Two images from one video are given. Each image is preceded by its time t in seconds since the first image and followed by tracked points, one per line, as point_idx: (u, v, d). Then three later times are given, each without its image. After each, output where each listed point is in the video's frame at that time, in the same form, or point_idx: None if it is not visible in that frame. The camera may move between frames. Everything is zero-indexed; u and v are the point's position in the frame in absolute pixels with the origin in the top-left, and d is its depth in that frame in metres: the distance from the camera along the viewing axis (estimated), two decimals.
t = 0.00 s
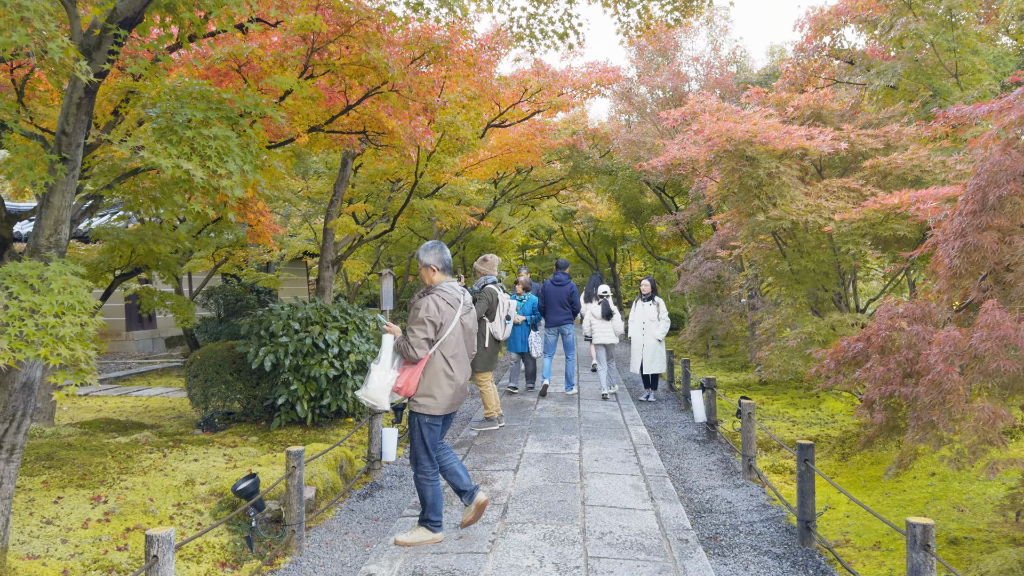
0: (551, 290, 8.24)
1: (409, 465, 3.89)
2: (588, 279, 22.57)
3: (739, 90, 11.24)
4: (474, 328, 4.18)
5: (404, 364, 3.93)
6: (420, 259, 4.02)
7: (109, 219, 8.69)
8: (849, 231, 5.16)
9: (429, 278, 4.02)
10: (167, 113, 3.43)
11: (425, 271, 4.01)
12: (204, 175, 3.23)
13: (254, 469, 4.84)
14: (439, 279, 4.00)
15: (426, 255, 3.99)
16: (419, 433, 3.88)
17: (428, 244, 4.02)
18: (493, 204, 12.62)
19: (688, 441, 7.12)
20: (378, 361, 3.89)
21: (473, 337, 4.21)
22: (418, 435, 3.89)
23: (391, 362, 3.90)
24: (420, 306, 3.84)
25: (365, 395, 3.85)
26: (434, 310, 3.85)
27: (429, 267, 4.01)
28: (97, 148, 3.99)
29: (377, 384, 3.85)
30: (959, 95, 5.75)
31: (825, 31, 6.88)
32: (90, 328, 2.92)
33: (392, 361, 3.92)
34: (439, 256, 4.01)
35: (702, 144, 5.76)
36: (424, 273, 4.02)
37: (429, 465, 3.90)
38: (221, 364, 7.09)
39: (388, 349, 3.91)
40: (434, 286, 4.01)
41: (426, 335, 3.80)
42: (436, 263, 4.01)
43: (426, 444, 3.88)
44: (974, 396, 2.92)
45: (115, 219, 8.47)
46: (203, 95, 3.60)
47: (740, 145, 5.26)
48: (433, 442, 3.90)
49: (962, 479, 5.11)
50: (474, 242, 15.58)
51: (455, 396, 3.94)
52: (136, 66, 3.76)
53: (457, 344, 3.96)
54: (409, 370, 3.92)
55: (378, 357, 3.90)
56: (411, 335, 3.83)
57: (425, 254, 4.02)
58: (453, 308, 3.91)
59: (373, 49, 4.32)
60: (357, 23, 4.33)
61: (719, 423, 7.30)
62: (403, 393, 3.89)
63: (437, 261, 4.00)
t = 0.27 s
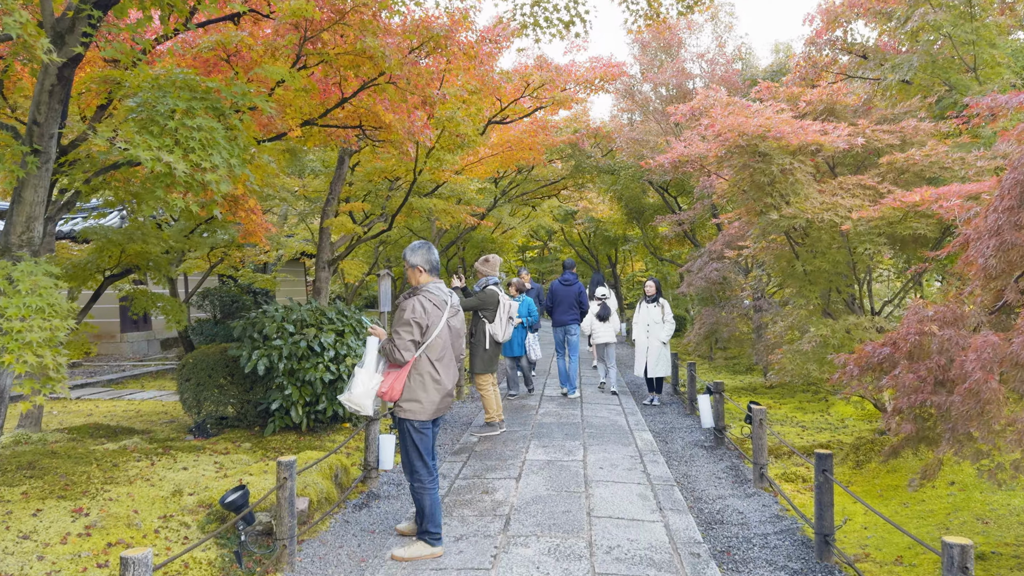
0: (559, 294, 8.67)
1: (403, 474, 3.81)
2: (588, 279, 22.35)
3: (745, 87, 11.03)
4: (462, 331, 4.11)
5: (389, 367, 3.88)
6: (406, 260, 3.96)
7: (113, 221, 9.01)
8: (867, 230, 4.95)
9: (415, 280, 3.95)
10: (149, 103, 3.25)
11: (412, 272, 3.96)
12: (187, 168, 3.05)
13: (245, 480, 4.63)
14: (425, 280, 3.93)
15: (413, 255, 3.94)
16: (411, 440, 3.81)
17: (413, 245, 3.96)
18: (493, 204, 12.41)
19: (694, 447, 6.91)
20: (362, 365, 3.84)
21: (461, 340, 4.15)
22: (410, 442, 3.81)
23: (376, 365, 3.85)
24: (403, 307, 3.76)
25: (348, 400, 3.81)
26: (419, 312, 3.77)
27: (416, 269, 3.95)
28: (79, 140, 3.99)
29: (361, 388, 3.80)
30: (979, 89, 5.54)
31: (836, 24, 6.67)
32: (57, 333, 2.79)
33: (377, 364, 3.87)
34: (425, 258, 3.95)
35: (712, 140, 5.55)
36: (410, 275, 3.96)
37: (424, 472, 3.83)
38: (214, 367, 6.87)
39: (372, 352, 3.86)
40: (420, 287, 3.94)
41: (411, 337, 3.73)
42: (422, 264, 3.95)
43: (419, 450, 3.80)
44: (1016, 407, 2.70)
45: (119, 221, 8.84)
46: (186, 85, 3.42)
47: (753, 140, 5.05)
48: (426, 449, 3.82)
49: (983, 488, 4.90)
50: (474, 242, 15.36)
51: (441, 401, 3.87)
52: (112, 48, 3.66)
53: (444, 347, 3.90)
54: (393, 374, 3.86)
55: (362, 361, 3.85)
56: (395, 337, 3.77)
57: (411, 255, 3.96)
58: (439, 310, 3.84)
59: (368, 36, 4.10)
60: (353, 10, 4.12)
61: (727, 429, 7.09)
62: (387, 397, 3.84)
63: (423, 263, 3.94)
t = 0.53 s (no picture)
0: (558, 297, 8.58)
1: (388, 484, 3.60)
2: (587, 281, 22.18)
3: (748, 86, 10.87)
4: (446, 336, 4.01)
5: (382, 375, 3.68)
6: (394, 264, 3.78)
7: (96, 221, 8.91)
8: (881, 232, 4.77)
9: (404, 284, 3.79)
10: (127, 96, 3.07)
11: (399, 276, 3.78)
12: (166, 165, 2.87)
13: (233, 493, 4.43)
14: (416, 285, 3.77)
15: (402, 259, 3.76)
16: (396, 448, 3.61)
17: (402, 248, 3.79)
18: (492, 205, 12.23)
19: (699, 455, 6.71)
20: (353, 373, 3.61)
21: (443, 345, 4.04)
22: (395, 450, 3.62)
23: (367, 373, 3.63)
24: (400, 313, 3.60)
25: (339, 410, 3.57)
26: (416, 317, 3.63)
27: (405, 272, 3.78)
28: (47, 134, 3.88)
29: (354, 398, 3.58)
30: (994, 86, 5.37)
31: (845, 20, 6.50)
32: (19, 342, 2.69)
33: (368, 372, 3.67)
34: (415, 262, 3.79)
35: (719, 138, 5.36)
36: (398, 279, 3.78)
37: (409, 481, 3.63)
38: (205, 372, 6.67)
39: (364, 360, 3.64)
40: (410, 292, 3.78)
41: (411, 344, 3.57)
42: (411, 268, 3.79)
43: (404, 459, 3.61)
44: None
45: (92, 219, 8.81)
46: (168, 78, 3.24)
47: (763, 138, 4.86)
48: (412, 457, 3.63)
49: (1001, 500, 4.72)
50: (473, 244, 15.17)
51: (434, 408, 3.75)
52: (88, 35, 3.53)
53: (436, 353, 3.77)
54: (386, 382, 3.68)
55: (354, 370, 3.62)
56: (393, 344, 3.60)
57: (400, 258, 3.78)
58: (435, 316, 3.71)
59: (361, 29, 3.89)
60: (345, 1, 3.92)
61: (732, 436, 6.90)
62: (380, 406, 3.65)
63: (413, 267, 3.78)
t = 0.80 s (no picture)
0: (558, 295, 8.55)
1: (368, 485, 3.44)
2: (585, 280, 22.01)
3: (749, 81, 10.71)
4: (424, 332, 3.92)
5: (375, 375, 3.52)
6: (377, 260, 3.61)
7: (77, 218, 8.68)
8: (893, 227, 4.58)
9: (389, 280, 3.64)
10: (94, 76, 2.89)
11: (383, 273, 3.61)
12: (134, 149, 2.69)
13: (217, 499, 4.23)
14: (401, 281, 3.64)
15: (386, 255, 3.60)
16: (381, 449, 3.45)
17: (384, 243, 3.63)
18: (490, 202, 12.05)
19: (702, 458, 6.52)
20: (346, 375, 3.42)
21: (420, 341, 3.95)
22: (378, 451, 3.46)
23: (360, 374, 3.45)
24: (394, 309, 3.48)
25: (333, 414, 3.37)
26: (410, 313, 3.52)
27: (388, 269, 3.61)
28: (7, 120, 3.63)
29: (349, 400, 3.40)
30: (1008, 75, 5.20)
31: (852, 9, 6.32)
32: None
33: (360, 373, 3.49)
34: (399, 257, 3.64)
35: (724, 129, 5.17)
36: (381, 275, 3.61)
37: (390, 482, 3.46)
38: (193, 373, 6.47)
39: (357, 361, 3.46)
40: (395, 288, 3.63)
41: (408, 341, 3.46)
42: (395, 264, 3.63)
43: (389, 459, 3.45)
44: None
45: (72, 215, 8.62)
46: (141, 57, 3.06)
47: (771, 128, 4.67)
48: (396, 459, 3.48)
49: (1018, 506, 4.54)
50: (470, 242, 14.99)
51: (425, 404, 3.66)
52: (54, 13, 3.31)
53: (425, 348, 3.68)
54: (379, 381, 3.53)
55: (347, 371, 3.43)
56: (388, 341, 3.46)
57: (383, 254, 3.62)
58: (427, 312, 3.61)
59: (348, 10, 3.67)
60: None
61: (736, 438, 6.72)
62: (374, 407, 3.49)
63: (398, 262, 3.63)
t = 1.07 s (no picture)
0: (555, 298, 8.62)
1: (359, 504, 3.28)
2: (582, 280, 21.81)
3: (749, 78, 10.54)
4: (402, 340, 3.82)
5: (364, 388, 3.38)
6: (357, 268, 3.47)
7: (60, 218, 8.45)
8: (904, 227, 4.39)
9: (369, 288, 3.51)
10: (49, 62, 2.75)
11: (362, 280, 3.48)
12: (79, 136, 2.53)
13: (194, 513, 4.01)
14: (382, 288, 3.53)
15: (366, 262, 3.47)
16: (372, 465, 3.31)
17: (362, 250, 3.50)
18: (485, 202, 11.86)
19: (702, 464, 6.32)
20: (337, 390, 3.25)
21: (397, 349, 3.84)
22: (369, 468, 3.31)
23: (350, 388, 3.30)
24: (383, 317, 3.37)
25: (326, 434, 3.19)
26: (397, 321, 3.43)
27: (368, 276, 3.49)
28: None
29: (343, 415, 3.24)
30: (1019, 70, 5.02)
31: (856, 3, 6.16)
32: None
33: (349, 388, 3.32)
34: (378, 263, 3.52)
35: (725, 125, 4.98)
36: (361, 283, 3.48)
37: (383, 499, 3.34)
38: (176, 377, 6.25)
39: (345, 374, 3.29)
40: (376, 296, 3.52)
41: (399, 349, 3.37)
42: (375, 271, 3.51)
43: (382, 475, 3.32)
44: None
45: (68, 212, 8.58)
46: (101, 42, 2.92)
47: (776, 123, 4.46)
48: (388, 474, 3.35)
49: None
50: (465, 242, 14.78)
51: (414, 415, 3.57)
52: None
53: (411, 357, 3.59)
54: (368, 394, 3.39)
55: (337, 386, 3.25)
56: (379, 351, 3.35)
57: (362, 261, 3.49)
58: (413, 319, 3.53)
59: None
60: None
61: (737, 444, 6.53)
62: (366, 421, 3.35)
63: (378, 269, 3.52)
